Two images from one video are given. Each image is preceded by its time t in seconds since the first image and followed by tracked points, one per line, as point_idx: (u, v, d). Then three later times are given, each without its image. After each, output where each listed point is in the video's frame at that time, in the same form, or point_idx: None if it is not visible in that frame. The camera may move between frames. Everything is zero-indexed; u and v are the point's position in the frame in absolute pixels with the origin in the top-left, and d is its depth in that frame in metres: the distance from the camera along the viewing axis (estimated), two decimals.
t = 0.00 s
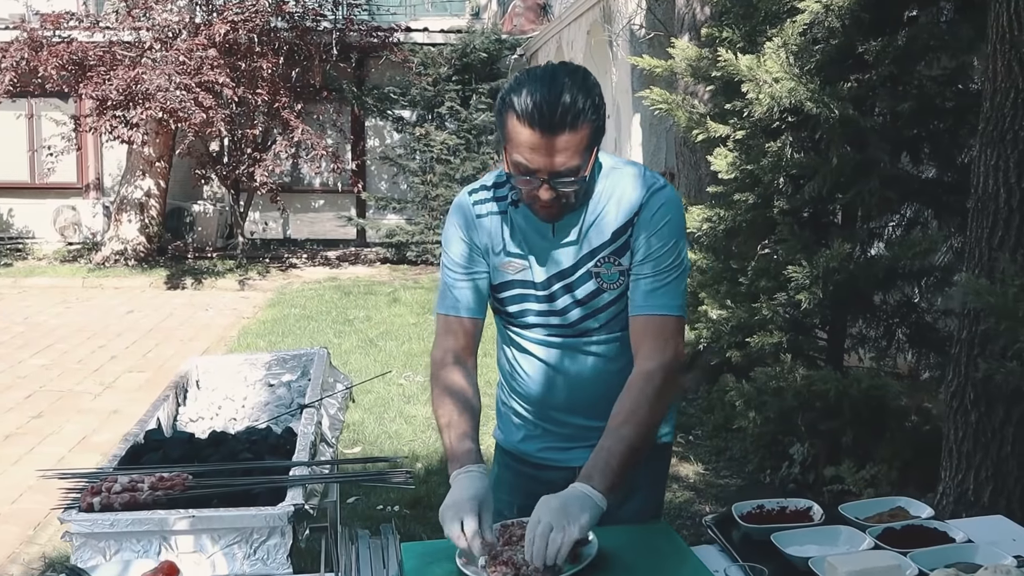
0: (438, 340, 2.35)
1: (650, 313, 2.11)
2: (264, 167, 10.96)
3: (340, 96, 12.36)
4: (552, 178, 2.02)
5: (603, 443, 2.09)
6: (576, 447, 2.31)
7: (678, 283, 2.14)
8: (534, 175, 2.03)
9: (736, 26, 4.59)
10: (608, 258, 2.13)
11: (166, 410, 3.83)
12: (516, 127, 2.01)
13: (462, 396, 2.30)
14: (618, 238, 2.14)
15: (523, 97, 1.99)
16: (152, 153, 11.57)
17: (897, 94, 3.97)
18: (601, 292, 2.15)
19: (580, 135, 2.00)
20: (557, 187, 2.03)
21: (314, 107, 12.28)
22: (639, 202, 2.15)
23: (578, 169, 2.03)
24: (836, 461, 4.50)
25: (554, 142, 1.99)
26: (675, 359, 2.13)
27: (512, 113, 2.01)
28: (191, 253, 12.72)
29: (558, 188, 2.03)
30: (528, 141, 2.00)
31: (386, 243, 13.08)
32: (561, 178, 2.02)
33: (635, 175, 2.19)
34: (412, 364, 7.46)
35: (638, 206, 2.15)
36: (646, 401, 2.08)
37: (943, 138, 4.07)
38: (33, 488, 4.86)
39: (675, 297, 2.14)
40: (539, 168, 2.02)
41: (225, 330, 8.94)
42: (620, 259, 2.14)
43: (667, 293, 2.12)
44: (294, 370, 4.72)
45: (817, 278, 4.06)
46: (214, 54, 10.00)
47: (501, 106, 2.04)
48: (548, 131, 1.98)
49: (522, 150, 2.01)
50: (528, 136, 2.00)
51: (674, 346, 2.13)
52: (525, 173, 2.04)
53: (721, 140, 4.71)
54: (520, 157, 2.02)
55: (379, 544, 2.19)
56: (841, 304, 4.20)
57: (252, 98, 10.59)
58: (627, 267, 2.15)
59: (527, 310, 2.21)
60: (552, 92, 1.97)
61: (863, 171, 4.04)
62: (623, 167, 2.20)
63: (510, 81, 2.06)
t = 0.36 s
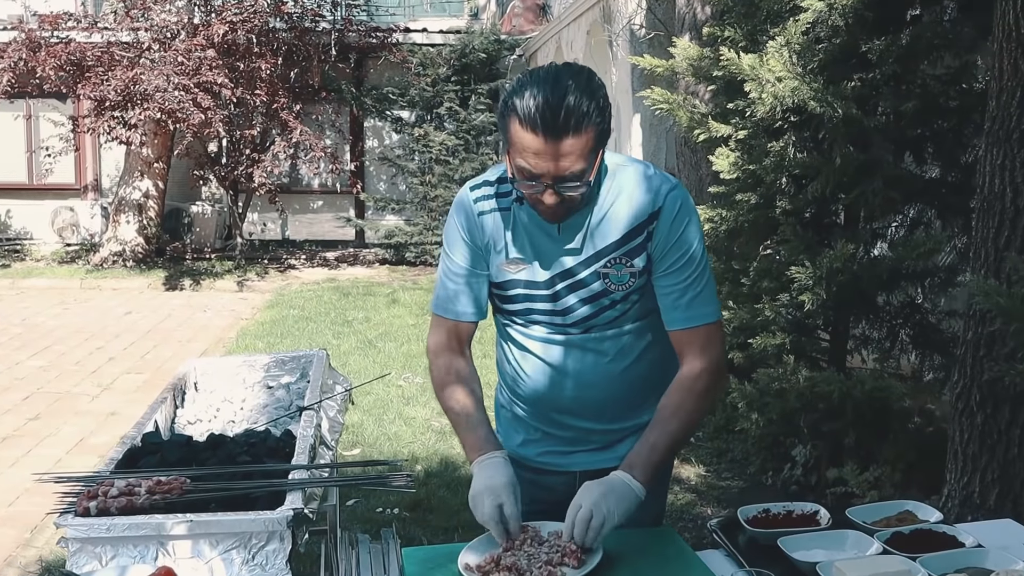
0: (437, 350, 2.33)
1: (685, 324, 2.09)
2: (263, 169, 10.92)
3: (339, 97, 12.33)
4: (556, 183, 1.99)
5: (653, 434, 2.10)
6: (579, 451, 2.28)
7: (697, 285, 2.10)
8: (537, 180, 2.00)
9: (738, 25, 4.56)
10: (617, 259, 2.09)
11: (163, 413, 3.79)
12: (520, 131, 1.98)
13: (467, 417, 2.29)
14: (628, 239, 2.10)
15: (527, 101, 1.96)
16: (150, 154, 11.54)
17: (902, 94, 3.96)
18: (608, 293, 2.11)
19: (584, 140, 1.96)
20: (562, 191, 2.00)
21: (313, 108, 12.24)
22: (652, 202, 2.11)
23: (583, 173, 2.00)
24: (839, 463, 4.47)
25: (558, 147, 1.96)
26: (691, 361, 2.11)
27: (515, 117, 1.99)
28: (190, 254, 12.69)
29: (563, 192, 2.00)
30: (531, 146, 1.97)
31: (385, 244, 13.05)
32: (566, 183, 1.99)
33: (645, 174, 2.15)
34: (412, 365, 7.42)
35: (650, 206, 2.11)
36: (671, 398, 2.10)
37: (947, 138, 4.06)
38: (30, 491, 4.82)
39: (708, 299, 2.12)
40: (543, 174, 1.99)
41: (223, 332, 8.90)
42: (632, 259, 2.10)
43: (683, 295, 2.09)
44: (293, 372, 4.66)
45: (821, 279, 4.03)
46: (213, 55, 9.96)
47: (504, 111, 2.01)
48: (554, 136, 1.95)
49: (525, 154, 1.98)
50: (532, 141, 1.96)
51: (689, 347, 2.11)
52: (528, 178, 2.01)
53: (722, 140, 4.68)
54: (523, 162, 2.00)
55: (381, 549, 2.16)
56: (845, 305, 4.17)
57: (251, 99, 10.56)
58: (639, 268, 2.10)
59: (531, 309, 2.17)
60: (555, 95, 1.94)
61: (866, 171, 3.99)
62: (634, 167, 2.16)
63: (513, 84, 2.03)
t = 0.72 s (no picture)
0: (437, 348, 2.31)
1: (691, 315, 2.08)
2: (260, 172, 10.90)
3: (337, 100, 12.32)
4: (558, 174, 1.99)
5: (651, 425, 2.10)
6: (581, 449, 2.27)
7: (705, 279, 2.09)
8: (540, 170, 2.00)
9: (736, 24, 4.55)
10: (623, 252, 2.09)
11: (160, 412, 3.78)
12: (521, 121, 1.97)
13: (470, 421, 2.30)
14: (632, 232, 2.10)
15: (530, 91, 1.94)
16: (147, 157, 11.52)
17: (901, 92, 3.98)
18: (611, 285, 2.10)
19: (587, 130, 1.96)
20: (565, 181, 1.99)
21: (310, 111, 12.22)
22: (658, 195, 2.11)
23: (585, 164, 1.99)
24: (838, 464, 4.46)
25: (560, 137, 1.95)
26: (698, 355, 2.11)
27: (518, 106, 1.98)
28: (187, 257, 12.67)
29: (565, 183, 2.00)
30: (535, 136, 1.96)
31: (383, 247, 13.03)
32: (568, 173, 1.99)
33: (650, 168, 2.15)
34: (410, 367, 7.41)
35: (655, 199, 2.11)
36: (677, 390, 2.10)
37: (946, 138, 4.06)
38: (27, 493, 4.80)
39: (714, 293, 2.11)
40: (544, 163, 1.99)
41: (221, 334, 8.88)
42: (637, 253, 2.09)
43: (691, 289, 2.08)
44: (290, 373, 4.62)
45: (820, 278, 4.02)
46: (210, 58, 9.95)
47: (507, 101, 2.01)
48: (557, 126, 1.94)
49: (527, 145, 1.98)
50: (534, 131, 1.96)
51: (695, 340, 2.10)
52: (530, 167, 2.01)
53: (721, 140, 4.68)
54: (526, 151, 1.99)
55: (379, 547, 2.14)
56: (844, 304, 4.16)
57: (248, 101, 10.54)
58: (645, 261, 2.10)
59: (534, 301, 2.17)
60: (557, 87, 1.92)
61: (865, 170, 3.99)
62: (639, 161, 2.16)
63: (516, 73, 2.02)
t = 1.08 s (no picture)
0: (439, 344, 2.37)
1: (678, 306, 2.11)
2: (254, 176, 10.90)
3: (331, 104, 12.31)
4: (557, 140, 2.00)
5: (625, 408, 2.12)
6: (575, 442, 2.29)
7: (701, 267, 2.12)
8: (540, 138, 2.01)
9: (729, 25, 4.59)
10: (621, 235, 2.10)
11: (155, 410, 3.79)
12: (521, 87, 1.99)
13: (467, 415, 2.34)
14: (631, 215, 2.11)
15: (531, 59, 1.97)
16: (141, 161, 11.51)
17: (892, 90, 3.99)
18: (607, 268, 2.11)
19: (586, 96, 1.97)
20: (563, 149, 2.00)
21: (305, 115, 12.23)
22: (659, 178, 2.12)
23: (586, 132, 2.00)
24: (830, 463, 4.47)
25: (561, 100, 1.97)
26: (693, 342, 2.12)
27: (518, 75, 2.01)
28: (181, 262, 12.65)
29: (563, 150, 2.00)
30: (534, 102, 1.98)
31: (377, 251, 13.03)
32: (567, 140, 1.99)
33: (650, 153, 2.16)
34: (404, 370, 7.42)
35: (655, 182, 2.12)
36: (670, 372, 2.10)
37: (938, 137, 4.10)
38: (21, 494, 4.79)
39: (706, 280, 2.13)
40: (546, 129, 1.99)
41: (215, 338, 8.88)
42: (635, 235, 2.11)
43: (687, 276, 2.10)
44: (285, 372, 4.63)
45: (812, 276, 4.05)
46: (204, 62, 9.95)
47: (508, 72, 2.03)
48: (557, 91, 1.96)
49: (526, 111, 1.99)
50: (535, 95, 1.97)
51: (691, 326, 2.12)
52: (529, 135, 2.02)
53: (714, 141, 4.71)
54: (525, 119, 2.00)
55: (373, 539, 2.14)
56: (837, 304, 4.18)
57: (243, 106, 10.54)
58: (642, 244, 2.11)
59: (529, 284, 2.18)
60: (558, 54, 1.95)
61: (857, 170, 4.01)
62: (639, 147, 2.17)
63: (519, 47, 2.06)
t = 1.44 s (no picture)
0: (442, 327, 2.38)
1: (670, 291, 2.13)
2: (247, 179, 10.90)
3: (325, 108, 12.30)
4: (558, 108, 2.06)
5: (619, 401, 2.14)
6: (566, 435, 2.29)
7: (694, 254, 2.14)
8: (539, 105, 2.07)
9: (720, 25, 4.63)
10: (615, 216, 2.12)
11: (148, 407, 3.79)
12: (525, 57, 2.07)
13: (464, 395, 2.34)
14: (626, 197, 2.12)
15: (533, 31, 2.06)
16: (135, 164, 11.50)
17: (882, 89, 4.02)
18: (601, 249, 2.12)
19: (587, 66, 2.05)
20: (563, 116, 2.07)
21: (298, 118, 12.22)
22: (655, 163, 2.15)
23: (585, 100, 2.07)
24: (822, 461, 4.49)
25: (562, 67, 2.04)
26: (685, 328, 2.14)
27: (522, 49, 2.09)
28: (174, 265, 12.64)
29: (563, 116, 2.06)
30: (535, 69, 2.05)
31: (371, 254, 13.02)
32: (567, 107, 2.06)
33: (647, 140, 2.20)
34: (398, 371, 7.42)
35: (650, 167, 2.14)
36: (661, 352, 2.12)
37: (927, 136, 4.13)
38: (12, 495, 4.79)
39: (699, 267, 2.15)
40: (547, 96, 2.06)
41: (208, 341, 8.87)
42: (629, 218, 2.12)
43: (680, 260, 2.13)
44: (278, 370, 4.64)
45: (803, 274, 4.08)
46: (198, 65, 9.95)
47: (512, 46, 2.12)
48: (559, 58, 2.04)
49: (527, 78, 2.06)
50: (537, 63, 2.05)
51: (680, 310, 2.14)
52: (529, 103, 2.08)
53: (705, 141, 4.74)
54: (525, 86, 2.07)
55: (365, 532, 2.14)
56: (829, 302, 4.20)
57: (236, 109, 10.53)
58: (636, 228, 2.13)
59: (522, 265, 2.20)
60: (559, 23, 2.03)
61: (846, 169, 4.06)
62: (637, 136, 2.21)
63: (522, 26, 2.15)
